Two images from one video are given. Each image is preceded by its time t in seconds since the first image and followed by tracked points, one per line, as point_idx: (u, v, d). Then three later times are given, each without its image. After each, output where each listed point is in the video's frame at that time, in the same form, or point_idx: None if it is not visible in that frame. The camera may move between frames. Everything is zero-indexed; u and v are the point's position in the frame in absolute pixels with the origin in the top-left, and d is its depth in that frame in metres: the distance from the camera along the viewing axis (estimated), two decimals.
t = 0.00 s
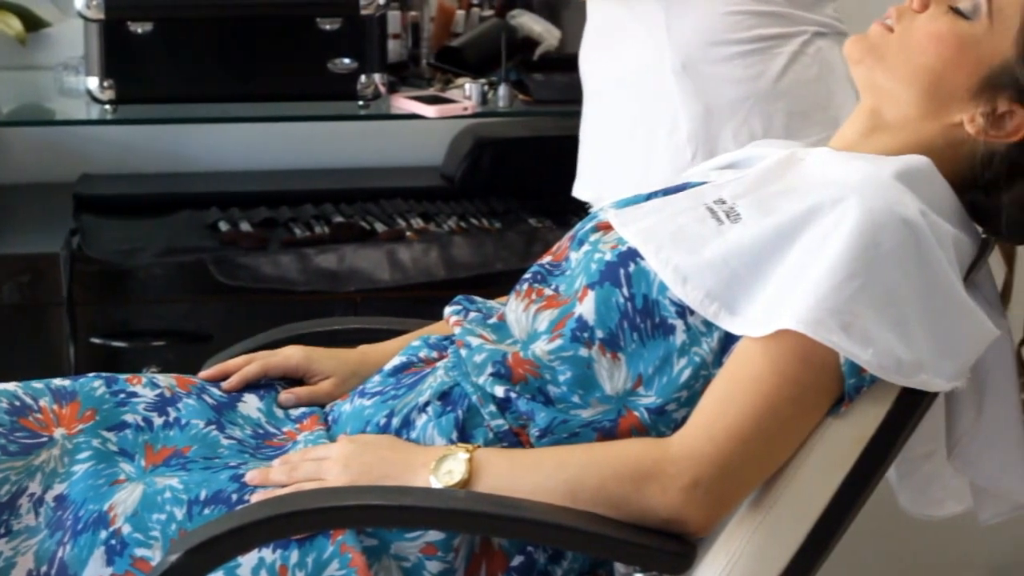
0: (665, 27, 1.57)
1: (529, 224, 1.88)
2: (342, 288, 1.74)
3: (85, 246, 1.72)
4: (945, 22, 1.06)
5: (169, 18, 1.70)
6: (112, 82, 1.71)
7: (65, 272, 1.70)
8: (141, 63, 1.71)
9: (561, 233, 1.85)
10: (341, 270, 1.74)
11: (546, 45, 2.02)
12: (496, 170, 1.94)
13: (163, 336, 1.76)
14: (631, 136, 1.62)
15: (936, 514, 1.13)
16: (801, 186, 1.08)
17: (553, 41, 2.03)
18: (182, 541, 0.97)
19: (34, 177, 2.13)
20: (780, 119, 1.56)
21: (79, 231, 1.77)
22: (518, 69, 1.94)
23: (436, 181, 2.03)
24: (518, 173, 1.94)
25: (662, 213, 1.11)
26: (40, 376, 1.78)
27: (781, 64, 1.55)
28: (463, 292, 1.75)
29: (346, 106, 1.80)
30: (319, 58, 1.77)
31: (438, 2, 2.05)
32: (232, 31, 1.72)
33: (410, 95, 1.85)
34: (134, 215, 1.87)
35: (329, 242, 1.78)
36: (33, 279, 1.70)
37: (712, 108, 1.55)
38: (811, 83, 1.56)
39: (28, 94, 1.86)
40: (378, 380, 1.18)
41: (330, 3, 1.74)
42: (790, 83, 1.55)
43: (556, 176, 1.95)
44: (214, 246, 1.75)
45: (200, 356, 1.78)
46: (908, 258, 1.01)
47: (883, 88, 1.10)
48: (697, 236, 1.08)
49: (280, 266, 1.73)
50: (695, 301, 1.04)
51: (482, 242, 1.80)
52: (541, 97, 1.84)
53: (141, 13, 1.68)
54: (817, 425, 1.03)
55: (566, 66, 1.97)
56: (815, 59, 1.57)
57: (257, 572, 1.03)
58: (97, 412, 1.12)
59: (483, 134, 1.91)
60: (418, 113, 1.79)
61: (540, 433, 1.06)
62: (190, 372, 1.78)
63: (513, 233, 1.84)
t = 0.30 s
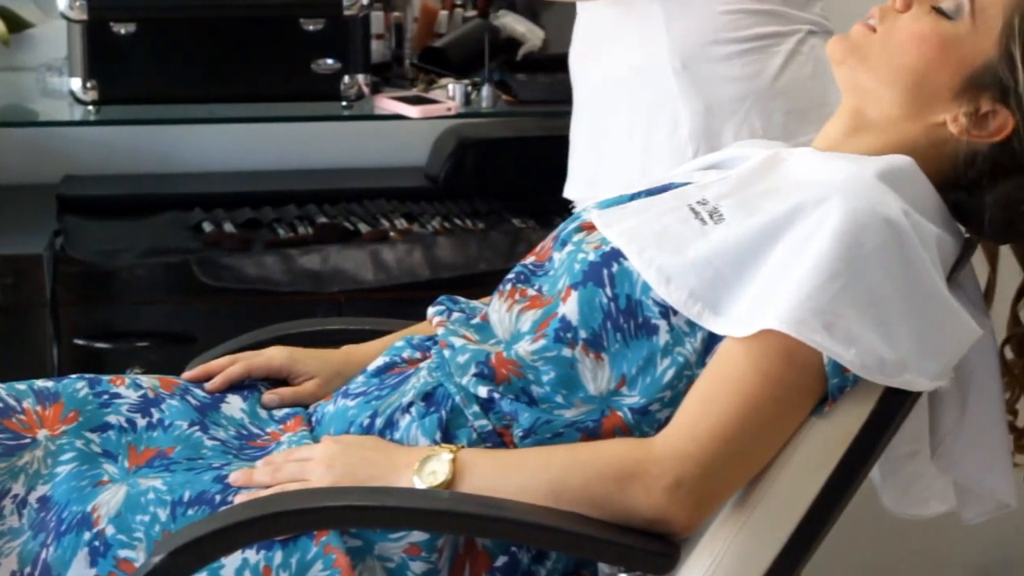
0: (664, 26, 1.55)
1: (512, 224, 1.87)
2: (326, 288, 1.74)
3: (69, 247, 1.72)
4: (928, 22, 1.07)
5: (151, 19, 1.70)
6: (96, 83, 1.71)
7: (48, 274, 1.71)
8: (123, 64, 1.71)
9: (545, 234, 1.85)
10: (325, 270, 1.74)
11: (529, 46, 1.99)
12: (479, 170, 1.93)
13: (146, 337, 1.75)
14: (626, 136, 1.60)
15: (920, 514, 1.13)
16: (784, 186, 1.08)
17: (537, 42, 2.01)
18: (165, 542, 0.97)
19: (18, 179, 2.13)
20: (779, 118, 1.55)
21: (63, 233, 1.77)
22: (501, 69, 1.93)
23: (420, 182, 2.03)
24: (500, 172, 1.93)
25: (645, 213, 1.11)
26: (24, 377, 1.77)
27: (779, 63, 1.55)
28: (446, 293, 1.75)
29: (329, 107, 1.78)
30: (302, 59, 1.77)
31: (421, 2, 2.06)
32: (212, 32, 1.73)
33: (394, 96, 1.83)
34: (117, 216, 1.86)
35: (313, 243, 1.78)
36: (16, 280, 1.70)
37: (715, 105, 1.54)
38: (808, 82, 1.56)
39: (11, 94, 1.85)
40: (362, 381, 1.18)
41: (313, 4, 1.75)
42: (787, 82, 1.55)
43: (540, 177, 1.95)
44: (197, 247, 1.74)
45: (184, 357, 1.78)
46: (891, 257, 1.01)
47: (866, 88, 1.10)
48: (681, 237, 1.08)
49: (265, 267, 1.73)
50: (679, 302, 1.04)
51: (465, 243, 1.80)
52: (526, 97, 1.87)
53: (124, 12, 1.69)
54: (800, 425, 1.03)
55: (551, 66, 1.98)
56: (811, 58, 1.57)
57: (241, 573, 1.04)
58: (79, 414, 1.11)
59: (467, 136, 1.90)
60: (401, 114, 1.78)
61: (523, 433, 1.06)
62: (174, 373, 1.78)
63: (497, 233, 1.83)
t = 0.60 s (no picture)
0: (659, 26, 1.45)
1: (502, 225, 1.88)
2: (315, 289, 1.74)
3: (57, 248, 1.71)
4: (916, 22, 1.06)
5: (138, 19, 1.70)
6: (84, 83, 1.71)
7: (36, 275, 1.70)
8: (111, 64, 1.71)
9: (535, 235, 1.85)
10: (313, 271, 1.74)
11: (518, 47, 1.95)
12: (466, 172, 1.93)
13: (134, 338, 1.75)
14: (618, 139, 1.49)
15: (908, 514, 1.13)
16: (773, 187, 1.08)
17: (525, 41, 1.96)
18: (155, 542, 0.97)
19: (6, 179, 2.12)
20: (776, 121, 1.46)
21: (50, 234, 1.76)
22: (490, 69, 1.91)
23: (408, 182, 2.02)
24: (488, 172, 1.93)
25: (634, 214, 1.11)
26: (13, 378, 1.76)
27: (777, 65, 1.45)
28: (433, 294, 1.75)
29: (318, 106, 1.79)
30: (289, 59, 1.77)
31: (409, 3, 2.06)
32: (200, 34, 1.73)
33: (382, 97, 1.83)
34: (104, 217, 1.86)
35: (302, 243, 1.79)
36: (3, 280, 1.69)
37: (711, 108, 1.44)
38: (806, 85, 1.46)
39: None
40: (351, 382, 1.18)
41: (302, 5, 1.75)
42: (785, 85, 1.46)
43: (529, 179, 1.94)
44: (186, 248, 1.74)
45: (173, 358, 1.77)
46: (880, 257, 1.01)
47: (856, 87, 1.10)
48: (670, 237, 1.08)
49: (253, 267, 1.73)
50: (668, 302, 1.04)
51: (454, 244, 1.80)
52: (514, 98, 1.83)
53: (113, 13, 1.69)
54: (790, 425, 1.03)
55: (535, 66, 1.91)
56: (808, 60, 1.47)
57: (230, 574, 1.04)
58: (69, 415, 1.11)
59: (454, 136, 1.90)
60: (390, 115, 1.79)
61: (513, 434, 1.06)
62: (163, 374, 1.78)
63: (486, 234, 1.83)
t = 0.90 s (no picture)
0: (646, 29, 1.44)
1: (483, 227, 1.87)
2: (298, 290, 1.74)
3: (40, 250, 1.70)
4: (898, 23, 1.06)
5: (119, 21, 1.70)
6: (66, 86, 1.71)
7: (18, 276, 1.70)
8: (92, 67, 1.71)
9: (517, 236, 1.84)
10: (296, 273, 1.74)
11: (500, 49, 1.96)
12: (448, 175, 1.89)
13: (117, 340, 1.75)
14: (607, 144, 1.49)
15: (891, 515, 1.13)
16: (755, 188, 1.08)
17: (508, 43, 1.97)
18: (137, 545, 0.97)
19: None
20: (763, 122, 1.46)
21: (33, 236, 1.75)
22: (471, 71, 1.92)
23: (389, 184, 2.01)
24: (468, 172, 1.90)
25: (617, 216, 1.11)
26: None
27: (764, 67, 1.45)
28: (417, 295, 1.75)
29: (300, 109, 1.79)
30: (270, 61, 1.76)
31: (391, 6, 2.06)
32: (181, 37, 1.73)
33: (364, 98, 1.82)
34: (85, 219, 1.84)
35: (284, 246, 1.78)
36: None
37: (699, 111, 1.43)
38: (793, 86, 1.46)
39: None
40: (334, 384, 1.18)
41: (284, 7, 1.74)
42: (773, 87, 1.46)
43: (512, 180, 1.94)
44: (166, 250, 1.73)
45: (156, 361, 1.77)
46: (862, 258, 1.01)
47: (837, 87, 1.09)
48: (652, 239, 1.08)
49: (235, 270, 1.73)
50: (651, 304, 1.04)
51: (436, 245, 1.79)
52: (497, 100, 1.86)
53: (94, 16, 1.69)
54: (772, 426, 1.03)
55: (529, 67, 1.96)
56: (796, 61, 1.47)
57: None
58: (51, 417, 1.11)
59: (438, 138, 1.83)
60: (372, 117, 1.77)
61: (495, 436, 1.06)
62: (145, 376, 1.78)
63: (468, 236, 1.82)
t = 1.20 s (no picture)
0: (628, 34, 1.44)
1: (466, 229, 1.88)
2: (280, 293, 1.74)
3: (22, 254, 1.69)
4: (881, 24, 1.05)
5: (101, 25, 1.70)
6: (49, 89, 1.70)
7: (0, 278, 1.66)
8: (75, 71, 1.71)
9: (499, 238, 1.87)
10: (279, 276, 1.74)
11: (483, 49, 1.98)
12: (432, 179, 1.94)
13: (99, 343, 1.72)
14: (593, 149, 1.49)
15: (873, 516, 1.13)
16: (738, 190, 1.08)
17: (491, 45, 1.99)
18: (120, 548, 0.97)
19: None
20: (745, 128, 1.45)
21: (14, 240, 1.72)
22: (454, 73, 1.91)
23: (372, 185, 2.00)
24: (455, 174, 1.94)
25: (599, 218, 1.11)
26: None
27: (746, 73, 1.44)
28: (401, 297, 1.75)
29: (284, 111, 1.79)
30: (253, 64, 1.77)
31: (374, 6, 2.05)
32: (165, 40, 1.74)
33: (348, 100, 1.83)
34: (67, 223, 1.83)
35: (268, 247, 1.79)
36: None
37: (680, 117, 1.43)
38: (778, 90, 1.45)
39: None
40: (317, 387, 1.18)
41: (267, 9, 1.76)
42: (755, 92, 1.44)
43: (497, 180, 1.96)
44: (150, 252, 1.74)
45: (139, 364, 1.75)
46: (844, 260, 1.01)
47: (820, 89, 1.09)
48: (634, 241, 1.08)
49: (218, 272, 1.73)
50: (633, 306, 1.04)
51: (419, 247, 1.81)
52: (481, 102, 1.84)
53: (78, 18, 1.68)
54: (755, 427, 1.03)
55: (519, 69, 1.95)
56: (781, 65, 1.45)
57: None
58: (33, 421, 1.11)
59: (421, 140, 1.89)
60: (354, 118, 1.77)
61: (478, 438, 1.06)
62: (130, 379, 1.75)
63: (451, 238, 1.84)
